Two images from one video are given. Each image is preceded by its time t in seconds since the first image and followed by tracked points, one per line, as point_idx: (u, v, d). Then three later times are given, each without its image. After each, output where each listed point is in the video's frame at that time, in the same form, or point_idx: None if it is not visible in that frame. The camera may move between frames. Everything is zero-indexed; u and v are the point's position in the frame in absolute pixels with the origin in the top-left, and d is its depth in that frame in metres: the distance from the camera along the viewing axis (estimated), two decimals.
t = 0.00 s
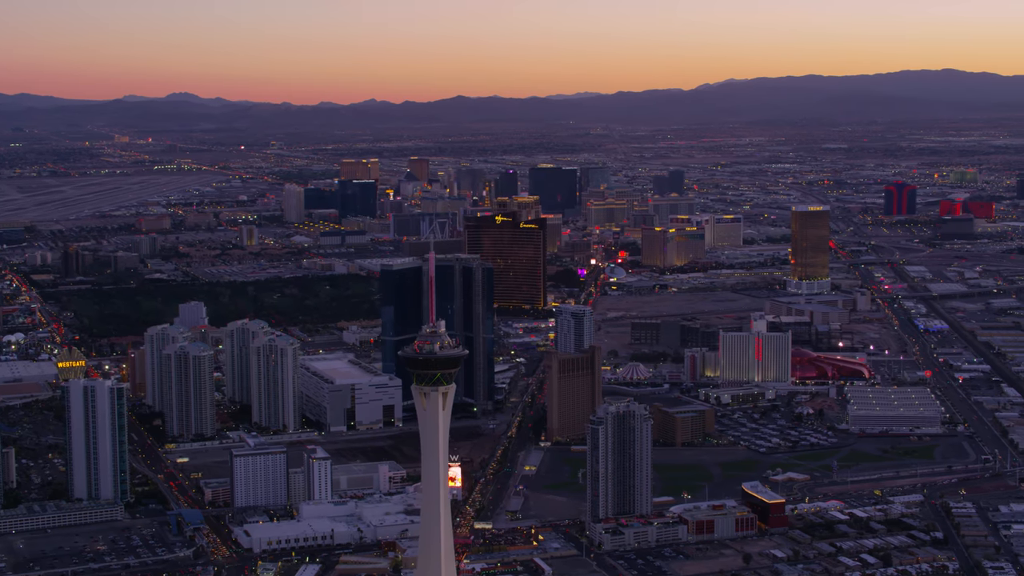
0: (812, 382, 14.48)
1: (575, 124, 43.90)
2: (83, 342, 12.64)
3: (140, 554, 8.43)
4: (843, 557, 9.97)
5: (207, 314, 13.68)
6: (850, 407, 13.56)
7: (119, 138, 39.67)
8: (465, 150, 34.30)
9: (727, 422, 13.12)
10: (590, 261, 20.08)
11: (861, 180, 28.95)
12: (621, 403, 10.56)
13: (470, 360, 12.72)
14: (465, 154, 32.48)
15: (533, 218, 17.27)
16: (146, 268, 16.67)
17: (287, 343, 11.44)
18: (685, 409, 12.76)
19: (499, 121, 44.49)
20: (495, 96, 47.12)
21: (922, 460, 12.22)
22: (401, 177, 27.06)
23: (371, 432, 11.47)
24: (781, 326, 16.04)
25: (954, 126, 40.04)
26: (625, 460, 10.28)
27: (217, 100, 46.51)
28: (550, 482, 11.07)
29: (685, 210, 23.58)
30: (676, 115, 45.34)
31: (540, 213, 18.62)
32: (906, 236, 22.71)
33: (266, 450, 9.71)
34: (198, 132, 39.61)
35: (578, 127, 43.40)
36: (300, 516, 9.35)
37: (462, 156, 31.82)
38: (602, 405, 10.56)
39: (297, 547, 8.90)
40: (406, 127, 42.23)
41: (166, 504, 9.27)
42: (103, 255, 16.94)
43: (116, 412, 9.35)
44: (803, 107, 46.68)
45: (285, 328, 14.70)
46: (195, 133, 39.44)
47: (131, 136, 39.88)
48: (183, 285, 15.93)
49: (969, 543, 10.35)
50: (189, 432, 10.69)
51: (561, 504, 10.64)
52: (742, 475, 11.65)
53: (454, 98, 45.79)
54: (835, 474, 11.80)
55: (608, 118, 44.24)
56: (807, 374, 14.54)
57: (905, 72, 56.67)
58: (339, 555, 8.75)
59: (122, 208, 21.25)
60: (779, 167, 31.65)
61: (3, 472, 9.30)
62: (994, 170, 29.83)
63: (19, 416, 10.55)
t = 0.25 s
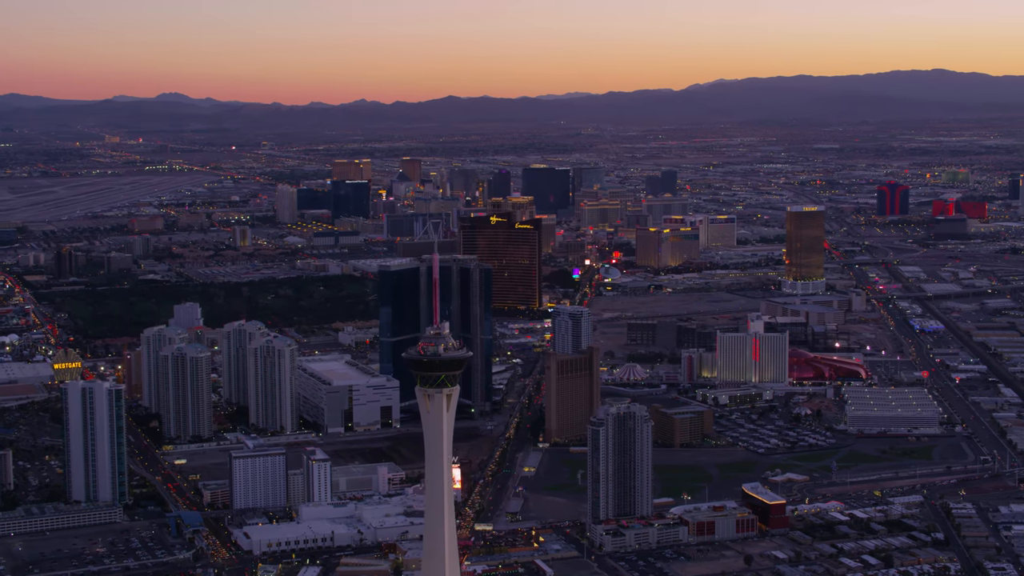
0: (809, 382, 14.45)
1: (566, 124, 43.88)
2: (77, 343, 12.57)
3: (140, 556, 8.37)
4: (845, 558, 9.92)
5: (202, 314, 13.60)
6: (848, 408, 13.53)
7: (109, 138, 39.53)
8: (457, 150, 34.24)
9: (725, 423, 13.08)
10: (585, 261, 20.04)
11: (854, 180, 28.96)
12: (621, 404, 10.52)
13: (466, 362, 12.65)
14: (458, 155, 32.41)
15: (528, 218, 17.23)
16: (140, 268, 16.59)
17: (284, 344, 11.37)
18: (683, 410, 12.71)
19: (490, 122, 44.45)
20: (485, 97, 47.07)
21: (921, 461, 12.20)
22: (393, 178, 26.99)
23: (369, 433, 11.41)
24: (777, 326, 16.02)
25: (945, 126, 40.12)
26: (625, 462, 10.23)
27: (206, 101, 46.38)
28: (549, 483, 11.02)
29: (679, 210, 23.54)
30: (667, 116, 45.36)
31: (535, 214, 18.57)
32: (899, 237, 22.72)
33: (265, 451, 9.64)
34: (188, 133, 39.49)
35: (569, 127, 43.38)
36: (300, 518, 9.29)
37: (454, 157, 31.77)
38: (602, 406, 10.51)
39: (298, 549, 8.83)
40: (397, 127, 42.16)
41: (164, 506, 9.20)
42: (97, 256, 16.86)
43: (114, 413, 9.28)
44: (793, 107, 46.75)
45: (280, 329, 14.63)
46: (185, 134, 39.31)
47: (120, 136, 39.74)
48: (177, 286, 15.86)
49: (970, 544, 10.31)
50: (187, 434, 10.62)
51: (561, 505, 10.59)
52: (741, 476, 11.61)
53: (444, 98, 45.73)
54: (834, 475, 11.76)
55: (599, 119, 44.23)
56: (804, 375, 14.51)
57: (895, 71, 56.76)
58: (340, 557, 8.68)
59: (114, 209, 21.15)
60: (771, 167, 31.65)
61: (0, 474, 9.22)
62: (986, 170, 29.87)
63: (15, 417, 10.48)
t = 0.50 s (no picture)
0: (806, 383, 14.41)
1: (558, 124, 43.85)
2: (72, 343, 12.49)
3: (139, 558, 8.29)
4: (847, 559, 9.86)
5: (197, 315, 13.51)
6: (846, 408, 13.50)
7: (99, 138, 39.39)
8: (449, 150, 34.19)
9: (723, 424, 13.04)
10: (579, 262, 19.99)
11: (846, 180, 28.96)
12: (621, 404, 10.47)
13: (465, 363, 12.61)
14: (450, 155, 32.36)
15: (523, 219, 17.19)
16: (133, 269, 16.51)
17: (282, 345, 11.31)
18: (682, 411, 12.67)
19: (481, 121, 44.40)
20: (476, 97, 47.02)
21: (921, 461, 12.17)
22: (386, 178, 26.94)
23: (367, 434, 11.35)
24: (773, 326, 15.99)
25: (936, 126, 40.18)
26: (626, 463, 10.18)
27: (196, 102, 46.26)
28: (549, 484, 10.97)
29: (673, 210, 23.51)
30: (658, 116, 45.36)
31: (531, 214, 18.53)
32: (893, 236, 22.72)
33: (264, 453, 9.57)
34: (179, 133, 39.37)
35: (561, 127, 43.35)
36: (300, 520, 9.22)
37: (446, 157, 31.71)
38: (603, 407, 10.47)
39: (298, 551, 8.76)
40: (388, 128, 42.09)
41: (163, 507, 9.13)
42: (90, 257, 16.78)
43: (112, 415, 9.21)
44: (783, 107, 46.80)
45: (275, 330, 14.55)
46: (175, 134, 39.19)
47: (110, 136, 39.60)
48: (171, 286, 15.80)
49: (971, 544, 10.27)
50: (184, 435, 10.54)
51: (561, 506, 10.53)
52: (740, 476, 11.56)
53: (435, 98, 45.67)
54: (834, 476, 11.72)
55: (590, 119, 44.21)
56: (801, 375, 14.48)
57: (885, 72, 56.91)
58: (341, 558, 8.60)
59: (106, 210, 21.05)
60: (764, 167, 31.65)
61: None
62: (978, 169, 29.91)
63: (11, 419, 10.41)
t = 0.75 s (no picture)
0: (803, 383, 14.38)
1: (549, 124, 43.82)
2: (66, 344, 12.42)
3: (138, 560, 8.22)
4: (848, 560, 9.81)
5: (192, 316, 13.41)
6: (844, 409, 13.47)
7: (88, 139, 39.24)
8: (440, 150, 34.14)
9: (721, 425, 13.00)
10: (573, 262, 19.95)
11: (838, 180, 28.97)
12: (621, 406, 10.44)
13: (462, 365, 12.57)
14: (442, 155, 32.29)
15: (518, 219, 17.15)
16: (127, 270, 16.44)
17: (279, 346, 11.25)
18: (680, 412, 12.63)
19: (472, 121, 44.35)
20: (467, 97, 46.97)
21: (919, 462, 12.14)
22: (378, 178, 26.88)
23: (365, 435, 11.28)
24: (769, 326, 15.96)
25: (926, 126, 40.25)
26: (626, 464, 10.14)
27: (185, 103, 46.12)
28: (548, 485, 10.92)
29: (666, 210, 23.49)
30: (649, 117, 45.37)
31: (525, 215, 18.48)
32: (886, 237, 22.72)
33: (263, 455, 9.51)
34: (168, 133, 39.25)
35: (551, 127, 43.33)
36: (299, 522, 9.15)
37: (437, 157, 31.66)
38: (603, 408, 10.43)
39: (298, 553, 8.69)
40: (378, 128, 42.02)
41: (162, 509, 9.06)
42: (83, 258, 16.69)
43: (110, 416, 9.14)
44: (773, 107, 46.86)
45: (270, 330, 14.48)
46: (164, 134, 39.06)
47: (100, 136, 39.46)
48: (165, 287, 15.73)
49: (971, 545, 10.22)
50: (181, 437, 10.48)
51: (561, 508, 10.48)
52: (739, 477, 11.52)
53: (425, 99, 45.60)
54: (832, 477, 11.69)
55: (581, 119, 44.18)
56: (798, 375, 14.45)
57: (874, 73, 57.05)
58: (342, 560, 8.52)
59: (98, 210, 20.95)
60: (755, 167, 31.65)
61: None
62: (969, 169, 29.95)
63: (7, 421, 10.36)
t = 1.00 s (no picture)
0: (798, 384, 14.36)
1: (538, 124, 43.80)
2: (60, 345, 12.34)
3: (136, 563, 8.14)
4: (848, 561, 9.76)
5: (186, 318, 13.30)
6: (840, 409, 13.44)
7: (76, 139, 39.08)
8: (430, 151, 34.08)
9: (717, 425, 12.97)
10: (566, 263, 19.90)
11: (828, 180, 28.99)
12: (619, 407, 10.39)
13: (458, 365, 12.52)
14: (432, 155, 32.23)
15: (511, 219, 17.11)
16: (118, 270, 16.36)
17: (275, 347, 11.16)
18: (677, 412, 12.60)
19: (461, 122, 44.31)
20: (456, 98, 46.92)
21: (917, 463, 12.11)
22: (368, 179, 26.82)
23: (360, 437, 11.20)
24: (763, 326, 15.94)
25: (914, 126, 40.34)
26: (625, 465, 10.09)
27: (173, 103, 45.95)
28: (546, 487, 10.87)
29: (658, 211, 23.46)
30: (638, 117, 45.38)
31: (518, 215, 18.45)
32: (878, 237, 22.74)
33: (260, 457, 9.43)
34: (157, 133, 39.10)
35: (541, 127, 43.31)
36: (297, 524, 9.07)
37: (428, 157, 31.60)
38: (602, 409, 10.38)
39: (296, 556, 8.61)
40: (367, 129, 41.94)
41: (159, 512, 8.98)
42: (74, 258, 16.60)
43: (106, 418, 9.06)
44: (762, 108, 46.91)
45: (264, 331, 14.40)
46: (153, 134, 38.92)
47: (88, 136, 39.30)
48: (158, 287, 15.66)
49: (970, 546, 10.19)
50: (177, 439, 10.39)
51: (559, 509, 10.43)
52: (737, 478, 11.48)
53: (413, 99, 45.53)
54: (830, 478, 11.66)
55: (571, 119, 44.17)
56: (794, 376, 14.43)
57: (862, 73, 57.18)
58: (340, 563, 8.43)
59: (88, 211, 20.83)
60: (745, 167, 31.67)
61: None
62: (959, 170, 30.00)
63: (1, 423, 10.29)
